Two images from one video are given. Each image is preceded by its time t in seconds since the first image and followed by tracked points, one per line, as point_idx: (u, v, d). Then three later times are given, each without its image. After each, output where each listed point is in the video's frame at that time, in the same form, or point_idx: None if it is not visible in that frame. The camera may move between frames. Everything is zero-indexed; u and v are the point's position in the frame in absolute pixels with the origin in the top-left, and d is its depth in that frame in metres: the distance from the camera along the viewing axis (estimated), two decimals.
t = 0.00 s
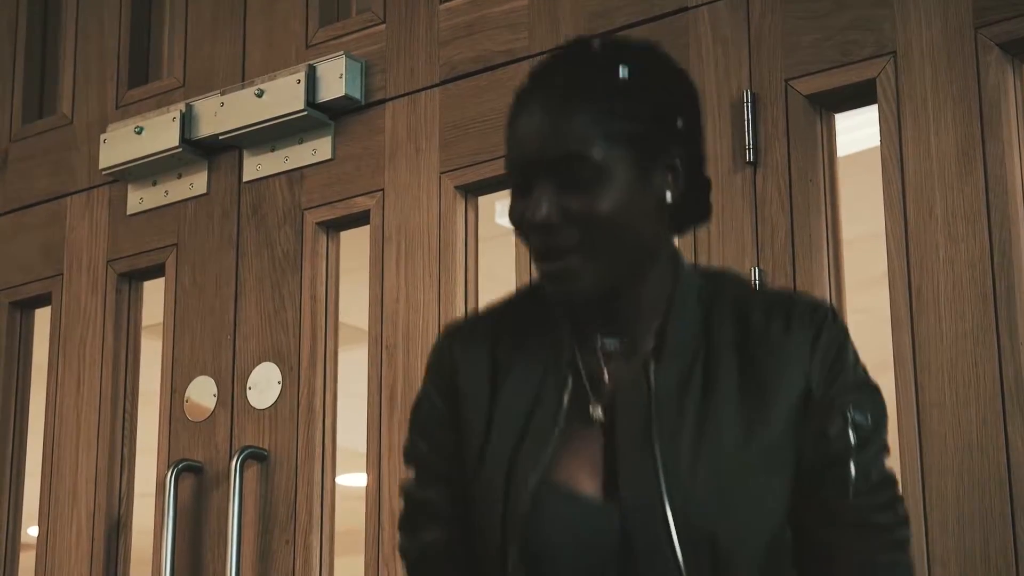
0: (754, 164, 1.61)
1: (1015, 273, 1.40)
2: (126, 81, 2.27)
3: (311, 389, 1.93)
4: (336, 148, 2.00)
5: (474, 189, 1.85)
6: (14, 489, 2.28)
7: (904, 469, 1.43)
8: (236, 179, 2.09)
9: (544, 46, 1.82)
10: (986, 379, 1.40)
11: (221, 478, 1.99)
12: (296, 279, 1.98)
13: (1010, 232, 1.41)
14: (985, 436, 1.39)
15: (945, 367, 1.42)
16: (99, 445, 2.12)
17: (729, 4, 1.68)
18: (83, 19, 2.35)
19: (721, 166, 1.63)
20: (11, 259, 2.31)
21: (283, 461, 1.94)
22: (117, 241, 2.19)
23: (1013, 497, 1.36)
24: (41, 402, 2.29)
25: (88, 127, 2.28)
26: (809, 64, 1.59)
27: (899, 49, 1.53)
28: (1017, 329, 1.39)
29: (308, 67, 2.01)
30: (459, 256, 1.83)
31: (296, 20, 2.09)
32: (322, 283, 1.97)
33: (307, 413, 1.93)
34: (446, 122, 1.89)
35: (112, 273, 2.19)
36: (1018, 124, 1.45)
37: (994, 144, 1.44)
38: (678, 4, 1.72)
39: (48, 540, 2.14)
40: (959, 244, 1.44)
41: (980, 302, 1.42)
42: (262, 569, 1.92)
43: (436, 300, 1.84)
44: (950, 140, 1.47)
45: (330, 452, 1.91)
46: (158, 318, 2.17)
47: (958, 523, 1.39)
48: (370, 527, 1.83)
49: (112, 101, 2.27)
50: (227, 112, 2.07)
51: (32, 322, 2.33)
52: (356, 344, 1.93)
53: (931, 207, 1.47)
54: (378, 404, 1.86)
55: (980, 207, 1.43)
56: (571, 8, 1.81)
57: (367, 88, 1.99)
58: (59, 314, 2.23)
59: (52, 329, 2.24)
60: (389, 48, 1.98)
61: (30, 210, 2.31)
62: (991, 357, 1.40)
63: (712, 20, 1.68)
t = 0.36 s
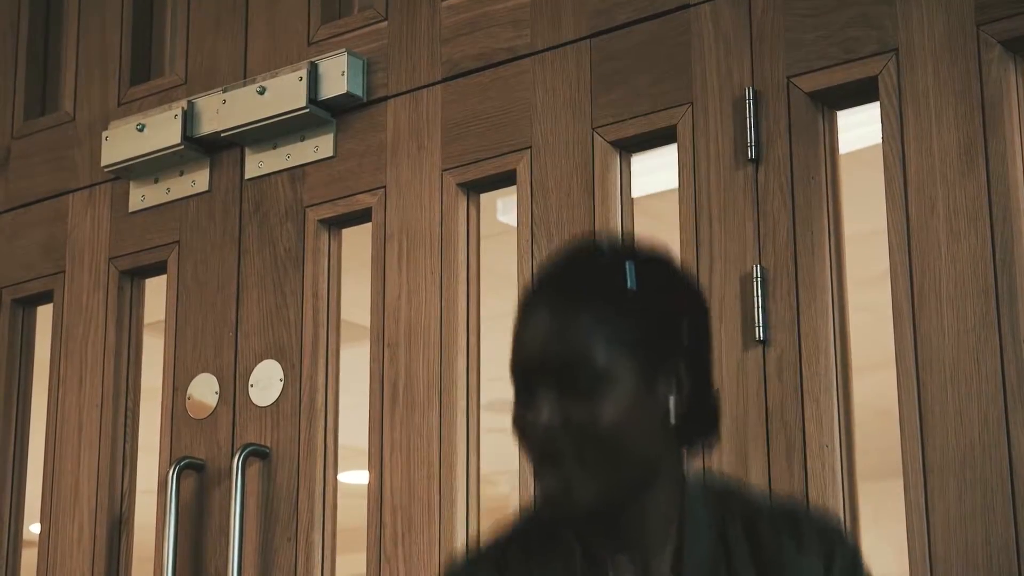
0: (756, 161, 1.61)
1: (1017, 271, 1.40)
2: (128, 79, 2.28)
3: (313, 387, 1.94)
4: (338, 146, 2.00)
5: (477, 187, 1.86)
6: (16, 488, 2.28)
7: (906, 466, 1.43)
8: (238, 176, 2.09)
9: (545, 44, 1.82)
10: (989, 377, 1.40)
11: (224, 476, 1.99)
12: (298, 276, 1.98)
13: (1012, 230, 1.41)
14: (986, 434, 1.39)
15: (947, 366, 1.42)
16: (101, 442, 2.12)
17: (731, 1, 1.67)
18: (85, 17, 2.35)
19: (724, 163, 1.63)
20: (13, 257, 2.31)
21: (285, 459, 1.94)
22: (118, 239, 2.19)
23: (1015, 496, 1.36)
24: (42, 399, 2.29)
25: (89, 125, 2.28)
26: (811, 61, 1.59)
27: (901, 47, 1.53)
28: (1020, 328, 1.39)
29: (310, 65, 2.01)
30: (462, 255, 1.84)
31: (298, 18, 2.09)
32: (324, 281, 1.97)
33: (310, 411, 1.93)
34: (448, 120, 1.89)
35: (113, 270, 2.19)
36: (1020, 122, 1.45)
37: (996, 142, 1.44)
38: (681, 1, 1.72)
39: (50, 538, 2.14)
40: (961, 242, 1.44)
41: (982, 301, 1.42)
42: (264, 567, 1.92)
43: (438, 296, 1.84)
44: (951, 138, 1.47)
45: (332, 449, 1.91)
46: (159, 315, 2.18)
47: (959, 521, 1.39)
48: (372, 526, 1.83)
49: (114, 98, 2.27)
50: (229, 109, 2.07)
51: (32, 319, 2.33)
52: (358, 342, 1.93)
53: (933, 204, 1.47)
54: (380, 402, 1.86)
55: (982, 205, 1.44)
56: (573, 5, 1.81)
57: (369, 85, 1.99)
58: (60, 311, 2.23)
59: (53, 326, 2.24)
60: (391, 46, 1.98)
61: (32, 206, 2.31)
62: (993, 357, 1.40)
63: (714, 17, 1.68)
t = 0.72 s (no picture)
0: (757, 161, 1.61)
1: (1018, 274, 1.40)
2: (129, 79, 2.28)
3: (314, 387, 1.94)
4: (339, 146, 2.00)
5: (477, 187, 1.86)
6: (19, 487, 2.29)
7: (907, 466, 1.43)
8: (239, 177, 2.09)
9: (546, 44, 1.82)
10: (990, 378, 1.40)
11: (225, 477, 2.00)
12: (298, 276, 1.99)
13: (1013, 231, 1.41)
14: (987, 436, 1.39)
15: (949, 366, 1.42)
16: (102, 443, 2.13)
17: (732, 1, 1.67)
18: (86, 17, 2.35)
19: (725, 163, 1.63)
20: (15, 257, 2.32)
21: (286, 460, 1.94)
22: (119, 239, 2.20)
23: (1016, 497, 1.36)
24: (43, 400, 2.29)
25: (91, 125, 2.28)
26: (812, 61, 1.59)
27: (903, 47, 1.53)
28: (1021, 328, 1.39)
29: (311, 66, 2.01)
30: (463, 255, 1.84)
31: (299, 18, 2.09)
32: (325, 281, 1.97)
33: (310, 411, 1.93)
34: (449, 120, 1.89)
35: (114, 270, 2.19)
36: (1021, 122, 1.45)
37: (997, 143, 1.44)
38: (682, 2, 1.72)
39: (52, 537, 2.15)
40: (962, 242, 1.44)
41: (983, 302, 1.42)
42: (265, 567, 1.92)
43: (439, 296, 1.84)
44: (952, 138, 1.47)
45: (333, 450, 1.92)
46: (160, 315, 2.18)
47: (960, 521, 1.39)
48: (373, 526, 1.83)
49: (116, 99, 2.27)
50: (230, 109, 2.07)
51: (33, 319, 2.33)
52: (360, 342, 1.93)
53: (934, 204, 1.47)
54: (381, 402, 1.87)
55: (983, 205, 1.44)
56: (573, 5, 1.81)
57: (370, 85, 1.99)
58: (61, 311, 2.23)
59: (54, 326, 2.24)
60: (392, 46, 1.98)
61: (34, 207, 2.31)
62: (995, 357, 1.40)
63: (715, 18, 1.68)
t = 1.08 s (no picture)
0: (757, 162, 1.61)
1: (1020, 274, 1.40)
2: (131, 79, 2.28)
3: (315, 386, 1.94)
4: (340, 147, 2.00)
5: (478, 188, 1.86)
6: (20, 486, 2.29)
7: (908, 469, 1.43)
8: (239, 177, 2.09)
9: (547, 45, 1.82)
10: (991, 378, 1.39)
11: (226, 476, 2.00)
12: (299, 277, 1.99)
13: (1014, 230, 1.41)
14: (989, 437, 1.39)
15: (950, 366, 1.42)
16: (103, 441, 2.13)
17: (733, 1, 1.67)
18: (87, 18, 2.36)
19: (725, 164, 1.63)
20: (15, 258, 2.31)
21: (287, 459, 1.94)
22: (120, 239, 2.20)
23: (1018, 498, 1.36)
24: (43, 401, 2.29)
25: (91, 126, 2.28)
26: (813, 62, 1.59)
27: (903, 48, 1.53)
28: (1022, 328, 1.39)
29: (312, 66, 2.01)
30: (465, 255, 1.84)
31: (300, 19, 2.09)
32: (325, 282, 1.97)
33: (312, 409, 1.93)
34: (450, 120, 1.89)
35: (115, 271, 2.19)
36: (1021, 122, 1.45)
37: (998, 143, 1.44)
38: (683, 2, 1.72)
39: (54, 536, 2.15)
40: (963, 243, 1.44)
41: (984, 302, 1.41)
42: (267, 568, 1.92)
43: (439, 297, 1.84)
44: (952, 140, 1.47)
45: (334, 450, 1.91)
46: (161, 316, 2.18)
47: (960, 523, 1.39)
48: (375, 526, 1.83)
49: (117, 99, 2.27)
50: (231, 109, 2.07)
51: (36, 319, 2.33)
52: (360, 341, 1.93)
53: (935, 204, 1.47)
54: (381, 402, 1.86)
55: (983, 205, 1.43)
56: (573, 6, 1.81)
57: (370, 86, 1.99)
58: (62, 312, 2.23)
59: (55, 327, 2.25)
60: (393, 46, 1.98)
61: (35, 208, 2.31)
62: (995, 357, 1.40)
63: (716, 18, 1.68)
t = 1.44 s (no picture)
0: (758, 162, 1.60)
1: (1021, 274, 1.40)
2: (131, 78, 2.28)
3: (316, 386, 1.94)
4: (341, 146, 2.00)
5: (479, 188, 1.86)
6: (21, 485, 2.28)
7: (909, 469, 1.43)
8: (240, 177, 2.09)
9: (548, 44, 1.82)
10: (992, 377, 1.39)
11: (227, 476, 2.00)
12: (300, 277, 1.99)
13: (1015, 231, 1.41)
14: (989, 437, 1.39)
15: (951, 366, 1.42)
16: (104, 441, 2.12)
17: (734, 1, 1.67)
18: (87, 17, 2.36)
19: (725, 164, 1.63)
20: (17, 259, 2.31)
21: (288, 458, 1.94)
22: (121, 239, 2.20)
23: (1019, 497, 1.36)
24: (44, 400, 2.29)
25: (92, 126, 2.28)
26: (814, 62, 1.59)
27: (904, 47, 1.53)
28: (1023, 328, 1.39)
29: (313, 65, 2.01)
30: (466, 256, 1.84)
31: (301, 18, 2.09)
32: (327, 282, 1.97)
33: (312, 410, 1.93)
34: (451, 120, 1.89)
35: (116, 271, 2.19)
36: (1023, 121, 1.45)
37: (999, 144, 1.44)
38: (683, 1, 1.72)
39: (55, 536, 2.15)
40: (964, 242, 1.44)
41: (985, 303, 1.41)
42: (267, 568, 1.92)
43: (440, 297, 1.84)
44: (953, 140, 1.47)
45: (336, 450, 1.92)
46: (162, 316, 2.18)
47: (960, 523, 1.39)
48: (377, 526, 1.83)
49: (118, 99, 2.27)
50: (232, 109, 2.07)
51: (36, 318, 2.33)
52: (362, 341, 1.93)
53: (935, 203, 1.47)
54: (383, 402, 1.87)
55: (984, 205, 1.43)
56: (574, 5, 1.81)
57: (371, 85, 1.99)
58: (63, 312, 2.24)
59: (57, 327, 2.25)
60: (394, 46, 1.98)
61: (36, 208, 2.31)
62: (996, 357, 1.40)
63: (717, 18, 1.68)
